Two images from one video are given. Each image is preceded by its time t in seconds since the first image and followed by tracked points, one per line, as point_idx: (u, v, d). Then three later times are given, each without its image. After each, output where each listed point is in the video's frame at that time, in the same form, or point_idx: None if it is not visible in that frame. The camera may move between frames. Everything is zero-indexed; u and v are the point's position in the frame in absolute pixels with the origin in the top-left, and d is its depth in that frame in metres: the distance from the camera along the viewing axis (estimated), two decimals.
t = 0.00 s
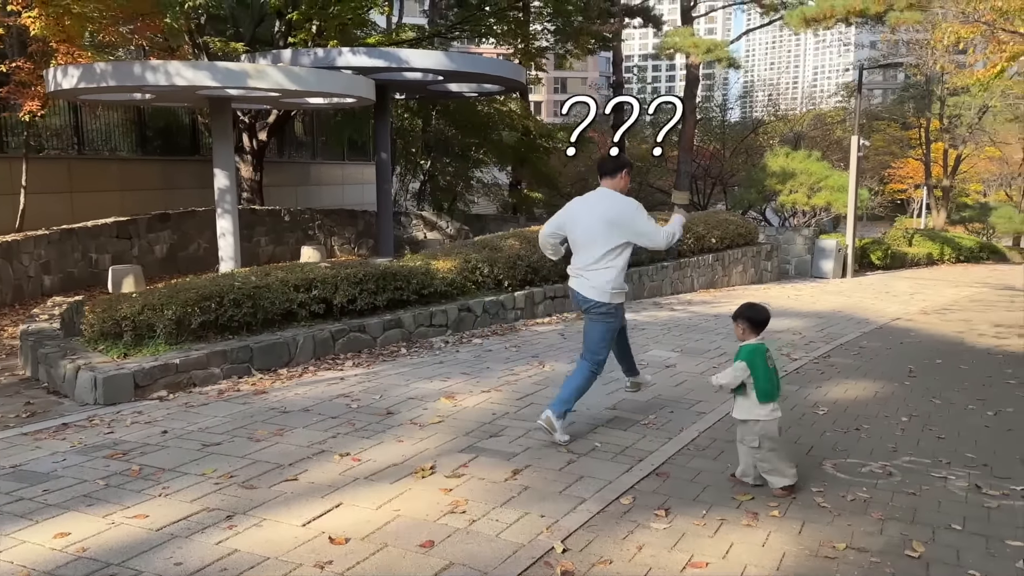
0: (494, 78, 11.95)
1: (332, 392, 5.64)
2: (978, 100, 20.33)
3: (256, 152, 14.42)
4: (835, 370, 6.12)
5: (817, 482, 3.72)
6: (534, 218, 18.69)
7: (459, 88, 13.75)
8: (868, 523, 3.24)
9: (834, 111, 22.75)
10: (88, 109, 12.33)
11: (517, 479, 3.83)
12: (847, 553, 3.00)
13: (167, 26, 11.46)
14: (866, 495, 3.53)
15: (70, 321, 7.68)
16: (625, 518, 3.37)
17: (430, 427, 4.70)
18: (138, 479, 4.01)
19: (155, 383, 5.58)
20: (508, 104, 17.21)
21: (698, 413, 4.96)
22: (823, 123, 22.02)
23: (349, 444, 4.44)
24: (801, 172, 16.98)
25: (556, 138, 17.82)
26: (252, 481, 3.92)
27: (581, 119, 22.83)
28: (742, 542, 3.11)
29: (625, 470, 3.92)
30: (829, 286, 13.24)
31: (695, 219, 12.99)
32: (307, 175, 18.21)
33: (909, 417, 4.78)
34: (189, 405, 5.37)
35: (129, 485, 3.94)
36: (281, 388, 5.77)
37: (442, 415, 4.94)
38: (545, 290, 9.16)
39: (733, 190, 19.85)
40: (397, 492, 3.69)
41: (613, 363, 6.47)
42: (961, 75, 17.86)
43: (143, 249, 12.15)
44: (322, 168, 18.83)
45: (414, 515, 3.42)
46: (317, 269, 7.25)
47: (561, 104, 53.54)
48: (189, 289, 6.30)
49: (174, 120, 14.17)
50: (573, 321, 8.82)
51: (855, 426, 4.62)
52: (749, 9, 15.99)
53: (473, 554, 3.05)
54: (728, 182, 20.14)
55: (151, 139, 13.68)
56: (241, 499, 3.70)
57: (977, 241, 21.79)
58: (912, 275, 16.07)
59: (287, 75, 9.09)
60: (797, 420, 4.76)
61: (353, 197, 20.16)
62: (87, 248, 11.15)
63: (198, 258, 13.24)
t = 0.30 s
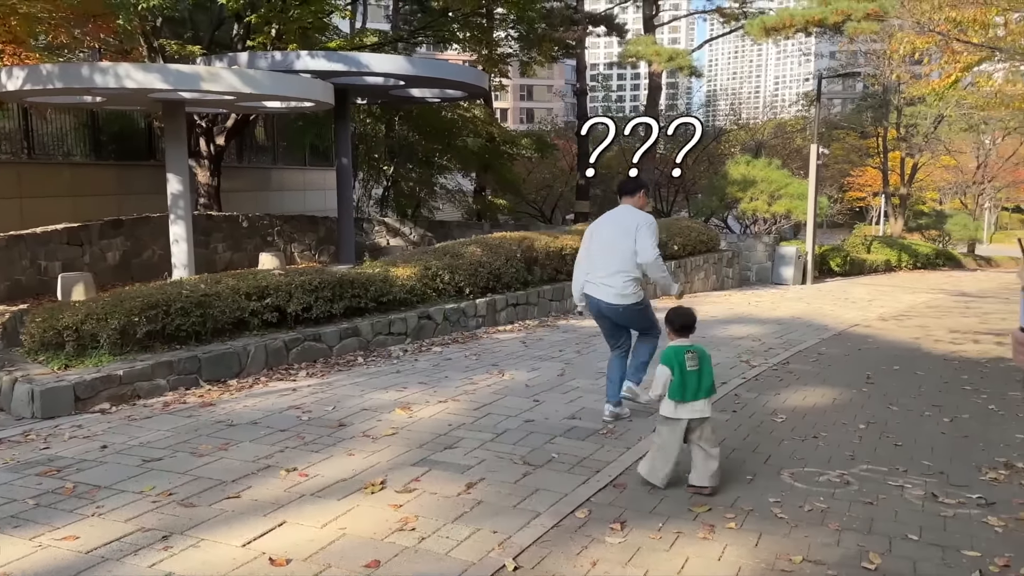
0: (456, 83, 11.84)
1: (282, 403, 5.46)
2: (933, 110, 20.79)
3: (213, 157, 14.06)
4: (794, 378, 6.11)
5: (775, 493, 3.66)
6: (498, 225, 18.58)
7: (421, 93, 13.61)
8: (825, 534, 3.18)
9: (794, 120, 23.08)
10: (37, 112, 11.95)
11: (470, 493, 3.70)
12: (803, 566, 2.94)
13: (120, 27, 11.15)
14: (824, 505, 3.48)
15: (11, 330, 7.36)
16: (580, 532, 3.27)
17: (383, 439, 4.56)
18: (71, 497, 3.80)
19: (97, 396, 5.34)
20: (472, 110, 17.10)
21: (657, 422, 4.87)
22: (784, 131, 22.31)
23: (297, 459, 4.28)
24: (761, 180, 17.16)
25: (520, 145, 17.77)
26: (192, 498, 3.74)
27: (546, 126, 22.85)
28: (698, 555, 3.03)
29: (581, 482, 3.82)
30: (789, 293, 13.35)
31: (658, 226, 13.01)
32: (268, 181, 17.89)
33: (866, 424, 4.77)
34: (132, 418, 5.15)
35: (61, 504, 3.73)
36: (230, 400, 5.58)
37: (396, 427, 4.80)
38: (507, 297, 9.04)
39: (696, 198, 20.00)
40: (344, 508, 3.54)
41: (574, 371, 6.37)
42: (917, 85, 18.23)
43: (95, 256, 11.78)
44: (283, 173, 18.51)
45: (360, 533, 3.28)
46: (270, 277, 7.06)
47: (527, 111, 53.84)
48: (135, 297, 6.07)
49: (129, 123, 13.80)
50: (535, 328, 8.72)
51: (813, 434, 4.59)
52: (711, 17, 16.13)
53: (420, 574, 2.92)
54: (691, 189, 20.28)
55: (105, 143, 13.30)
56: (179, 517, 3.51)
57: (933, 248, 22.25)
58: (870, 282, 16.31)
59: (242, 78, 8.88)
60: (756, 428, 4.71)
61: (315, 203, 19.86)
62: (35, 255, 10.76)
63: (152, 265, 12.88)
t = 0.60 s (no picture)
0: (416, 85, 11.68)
1: (231, 414, 5.24)
2: (888, 118, 21.22)
3: (166, 159, 13.56)
4: (754, 383, 6.07)
5: (738, 502, 3.58)
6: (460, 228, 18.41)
7: (382, 95, 13.41)
8: (788, 546, 3.11)
9: (754, 127, 23.37)
10: None
11: (425, 507, 3.56)
12: None
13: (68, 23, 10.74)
14: (787, 515, 3.41)
15: None
16: (538, 547, 3.15)
17: (335, 451, 4.39)
18: None
19: (33, 407, 5.05)
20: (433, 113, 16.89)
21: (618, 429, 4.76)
22: (743, 138, 22.56)
23: (244, 473, 4.08)
24: (722, 186, 17.29)
25: (482, 148, 17.65)
26: (128, 516, 3.52)
27: (509, 130, 22.77)
28: (659, 570, 2.93)
29: (540, 493, 3.70)
30: (749, 298, 13.43)
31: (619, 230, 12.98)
32: (224, 183, 17.47)
33: (827, 431, 4.74)
34: (70, 430, 4.88)
35: None
36: (176, 410, 5.33)
37: (349, 438, 4.63)
38: (467, 302, 8.90)
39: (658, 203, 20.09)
40: (291, 525, 3.37)
41: (534, 378, 6.23)
42: (872, 93, 18.57)
43: (42, 259, 11.31)
44: (239, 175, 18.09)
45: (307, 552, 3.11)
46: (220, 281, 6.82)
47: (490, 115, 53.82)
48: (75, 302, 5.79)
49: (78, 122, 13.32)
50: (496, 334, 8.59)
51: (774, 441, 4.53)
52: (672, 24, 16.22)
53: None
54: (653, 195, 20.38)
55: (53, 143, 12.82)
56: (114, 537, 3.30)
57: (888, 254, 22.68)
58: (828, 287, 16.52)
59: (193, 77, 8.58)
60: (717, 435, 4.64)
61: (272, 205, 19.46)
62: None
63: (101, 268, 12.43)
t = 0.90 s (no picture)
0: (376, 85, 11.44)
1: (181, 425, 5.00)
2: (844, 125, 21.64)
3: (118, 159, 13.08)
4: (721, 389, 6.01)
5: (710, 514, 3.49)
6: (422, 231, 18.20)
7: (342, 95, 13.17)
8: (764, 560, 3.02)
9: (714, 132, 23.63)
10: None
11: (387, 523, 3.39)
12: None
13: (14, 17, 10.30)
14: (760, 527, 3.33)
15: None
16: (507, 565, 3.02)
17: (292, 465, 4.19)
18: None
19: None
20: (394, 114, 16.67)
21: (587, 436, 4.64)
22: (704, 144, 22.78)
23: (195, 488, 3.86)
24: (683, 191, 17.39)
25: (445, 151, 17.48)
26: (68, 537, 3.28)
27: (471, 133, 22.64)
28: None
29: (508, 507, 3.56)
30: (712, 302, 13.50)
31: (583, 234, 12.92)
32: (178, 184, 17.00)
33: (795, 438, 4.69)
34: (9, 443, 4.58)
35: None
36: (123, 422, 5.06)
37: (307, 450, 4.44)
38: (431, 306, 8.72)
39: (620, 207, 20.14)
40: (245, 546, 3.17)
41: (500, 384, 6.07)
42: (830, 100, 18.87)
43: None
44: (195, 176, 17.62)
45: None
46: (172, 286, 6.55)
47: (452, 118, 53.73)
48: (16, 307, 5.47)
49: (25, 120, 12.81)
50: (460, 339, 8.43)
51: (743, 448, 4.47)
52: (634, 29, 16.26)
53: None
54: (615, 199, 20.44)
55: None
56: (51, 561, 3.07)
57: (845, 258, 23.13)
58: (789, 291, 16.69)
59: (145, 73, 8.27)
60: (686, 443, 4.55)
61: (229, 207, 19.00)
62: None
63: (48, 271, 11.93)
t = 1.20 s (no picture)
0: (334, 86, 11.16)
1: (129, 441, 4.74)
2: (800, 131, 22.00)
3: (65, 160, 12.58)
4: (687, 396, 5.93)
5: (683, 528, 3.40)
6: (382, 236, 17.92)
7: (299, 96, 12.87)
8: None
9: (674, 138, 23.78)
10: None
11: (350, 545, 3.22)
12: None
13: None
14: (735, 541, 3.25)
15: None
16: None
17: (248, 483, 3.99)
18: None
19: None
20: (353, 116, 16.39)
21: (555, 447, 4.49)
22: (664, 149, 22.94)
23: (143, 510, 3.64)
24: (645, 196, 17.46)
25: (405, 154, 17.24)
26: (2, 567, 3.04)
27: (432, 137, 22.41)
28: None
29: (476, 525, 3.42)
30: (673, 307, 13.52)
31: (546, 239, 12.82)
32: (130, 186, 16.47)
33: (764, 446, 4.64)
34: None
35: None
36: (67, 438, 4.78)
37: (264, 466, 4.23)
38: (392, 313, 8.52)
39: (582, 212, 20.13)
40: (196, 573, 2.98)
41: (465, 393, 5.89)
42: (786, 107, 19.14)
43: None
44: (147, 178, 17.09)
45: None
46: (121, 293, 6.26)
47: (412, 121, 53.47)
48: None
49: None
50: (422, 346, 8.24)
51: (713, 457, 4.39)
52: (594, 34, 16.27)
53: None
54: (577, 204, 20.41)
55: None
56: None
57: (801, 263, 23.51)
58: (748, 296, 16.84)
59: (93, 71, 7.93)
60: (655, 453, 4.46)
61: (182, 210, 18.48)
62: None
63: None
